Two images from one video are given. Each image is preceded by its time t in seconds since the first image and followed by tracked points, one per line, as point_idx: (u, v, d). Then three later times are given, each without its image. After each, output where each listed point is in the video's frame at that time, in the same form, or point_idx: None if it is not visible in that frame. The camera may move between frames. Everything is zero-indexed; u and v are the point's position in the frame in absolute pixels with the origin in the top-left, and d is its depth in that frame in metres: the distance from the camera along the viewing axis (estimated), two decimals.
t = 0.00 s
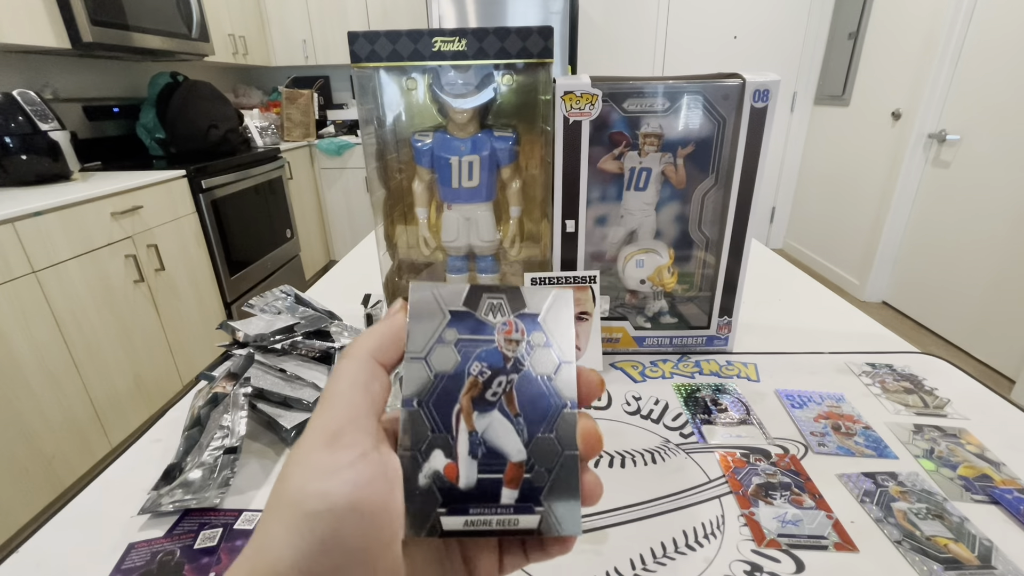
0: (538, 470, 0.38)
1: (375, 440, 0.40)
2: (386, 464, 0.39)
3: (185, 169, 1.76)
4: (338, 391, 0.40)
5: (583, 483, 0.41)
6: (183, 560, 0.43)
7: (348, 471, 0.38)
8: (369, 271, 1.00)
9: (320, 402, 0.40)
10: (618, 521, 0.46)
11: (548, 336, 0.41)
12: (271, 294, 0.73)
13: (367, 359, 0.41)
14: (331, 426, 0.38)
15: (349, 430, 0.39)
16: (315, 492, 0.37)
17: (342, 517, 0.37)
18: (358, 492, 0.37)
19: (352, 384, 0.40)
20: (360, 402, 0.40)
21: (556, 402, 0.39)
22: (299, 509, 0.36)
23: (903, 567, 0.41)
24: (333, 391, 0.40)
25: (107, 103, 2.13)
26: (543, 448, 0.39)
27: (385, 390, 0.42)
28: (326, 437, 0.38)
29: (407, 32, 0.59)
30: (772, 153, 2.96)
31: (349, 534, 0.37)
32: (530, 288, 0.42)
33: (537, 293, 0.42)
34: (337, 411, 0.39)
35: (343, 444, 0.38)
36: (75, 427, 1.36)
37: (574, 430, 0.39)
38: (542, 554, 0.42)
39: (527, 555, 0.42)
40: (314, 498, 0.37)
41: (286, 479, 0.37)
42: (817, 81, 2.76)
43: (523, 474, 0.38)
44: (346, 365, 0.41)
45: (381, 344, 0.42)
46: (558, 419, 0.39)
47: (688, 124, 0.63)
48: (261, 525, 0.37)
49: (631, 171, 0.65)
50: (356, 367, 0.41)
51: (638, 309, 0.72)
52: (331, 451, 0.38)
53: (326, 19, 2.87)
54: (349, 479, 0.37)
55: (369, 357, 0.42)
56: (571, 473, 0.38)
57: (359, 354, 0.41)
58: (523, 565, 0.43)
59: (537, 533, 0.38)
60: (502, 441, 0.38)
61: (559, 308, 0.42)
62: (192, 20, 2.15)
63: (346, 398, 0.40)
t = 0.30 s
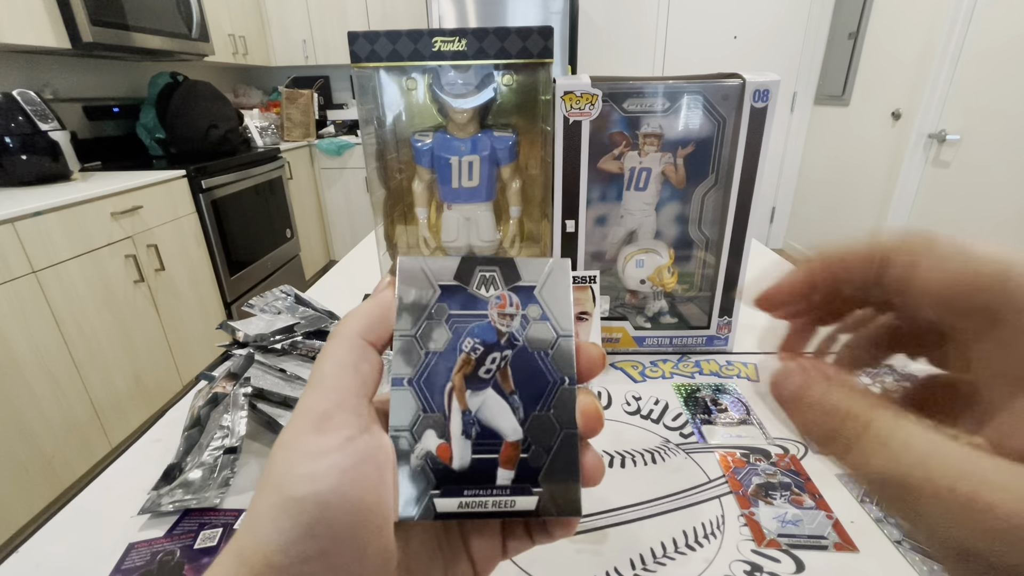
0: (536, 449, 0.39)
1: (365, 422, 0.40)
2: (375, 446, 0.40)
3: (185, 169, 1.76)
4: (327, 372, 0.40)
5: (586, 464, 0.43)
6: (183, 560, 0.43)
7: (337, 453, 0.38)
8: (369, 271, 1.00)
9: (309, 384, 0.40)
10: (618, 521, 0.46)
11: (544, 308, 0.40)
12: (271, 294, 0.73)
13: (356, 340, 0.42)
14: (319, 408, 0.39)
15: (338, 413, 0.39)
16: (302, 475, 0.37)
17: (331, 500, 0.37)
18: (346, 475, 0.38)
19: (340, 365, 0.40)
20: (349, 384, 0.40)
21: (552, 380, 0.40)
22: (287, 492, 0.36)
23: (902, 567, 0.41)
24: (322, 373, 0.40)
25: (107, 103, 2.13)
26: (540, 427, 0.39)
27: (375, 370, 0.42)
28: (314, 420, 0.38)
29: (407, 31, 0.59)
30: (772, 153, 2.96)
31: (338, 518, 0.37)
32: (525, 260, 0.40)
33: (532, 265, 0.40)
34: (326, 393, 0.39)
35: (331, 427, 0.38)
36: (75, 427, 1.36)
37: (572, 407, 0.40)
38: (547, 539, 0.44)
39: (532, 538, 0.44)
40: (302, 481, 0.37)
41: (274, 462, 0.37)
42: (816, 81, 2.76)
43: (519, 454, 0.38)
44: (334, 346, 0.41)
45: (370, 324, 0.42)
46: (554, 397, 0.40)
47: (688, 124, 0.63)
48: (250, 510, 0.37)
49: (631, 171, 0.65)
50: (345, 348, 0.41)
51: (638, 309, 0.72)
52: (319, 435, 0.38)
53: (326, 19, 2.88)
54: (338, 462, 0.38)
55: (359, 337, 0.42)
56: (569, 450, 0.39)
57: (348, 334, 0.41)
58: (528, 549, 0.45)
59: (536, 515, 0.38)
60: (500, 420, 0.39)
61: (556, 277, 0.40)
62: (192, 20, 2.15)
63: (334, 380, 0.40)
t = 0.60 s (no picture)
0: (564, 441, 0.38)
1: (380, 426, 0.40)
2: (391, 451, 0.39)
3: (185, 169, 1.76)
4: (342, 374, 0.40)
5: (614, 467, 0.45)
6: (183, 560, 0.43)
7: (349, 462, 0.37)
8: (369, 271, 1.00)
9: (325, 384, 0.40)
10: (618, 521, 0.46)
11: (571, 292, 0.40)
12: (271, 294, 0.73)
13: (374, 339, 0.41)
14: (333, 413, 0.38)
15: (352, 418, 0.39)
16: (314, 483, 0.37)
17: (345, 509, 0.37)
18: (360, 484, 0.37)
19: (357, 367, 0.40)
20: (365, 387, 0.40)
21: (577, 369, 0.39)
22: (296, 498, 0.36)
23: (902, 566, 0.41)
24: (338, 375, 0.40)
25: (107, 103, 2.13)
26: (566, 416, 0.38)
27: (391, 371, 0.42)
28: (328, 425, 0.38)
29: (407, 31, 0.59)
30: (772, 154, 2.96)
31: (349, 527, 0.37)
32: (550, 244, 0.41)
33: (556, 248, 0.41)
34: (340, 396, 0.39)
35: (345, 433, 0.38)
36: (75, 427, 1.36)
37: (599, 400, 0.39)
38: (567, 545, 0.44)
39: (550, 543, 0.44)
40: (313, 488, 0.36)
41: (285, 466, 0.37)
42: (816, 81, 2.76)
43: (547, 441, 0.37)
44: (351, 347, 0.41)
45: (388, 324, 0.42)
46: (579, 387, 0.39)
47: (688, 124, 0.62)
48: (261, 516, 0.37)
49: (631, 171, 0.64)
50: (361, 349, 0.41)
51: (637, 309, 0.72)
52: (332, 440, 0.38)
53: (325, 20, 2.87)
54: (351, 469, 0.37)
55: (377, 337, 0.41)
56: (597, 444, 0.38)
57: (365, 333, 0.41)
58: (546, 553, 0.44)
59: (564, 516, 0.37)
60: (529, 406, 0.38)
61: (584, 261, 0.41)
62: (192, 20, 2.15)
63: (350, 384, 0.40)
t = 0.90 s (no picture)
0: (583, 467, 0.39)
1: (397, 435, 0.41)
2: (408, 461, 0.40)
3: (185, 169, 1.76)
4: (361, 384, 0.42)
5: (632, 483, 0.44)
6: (182, 560, 0.43)
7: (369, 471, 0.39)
8: (369, 271, 1.00)
9: (343, 394, 0.42)
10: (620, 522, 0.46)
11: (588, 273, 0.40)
12: (271, 294, 0.73)
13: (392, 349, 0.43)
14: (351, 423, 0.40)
15: (370, 428, 0.40)
16: (333, 494, 0.38)
17: (364, 518, 0.38)
18: (379, 493, 0.39)
19: (375, 376, 0.42)
20: (383, 397, 0.41)
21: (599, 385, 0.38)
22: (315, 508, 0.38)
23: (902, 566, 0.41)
24: (357, 386, 0.42)
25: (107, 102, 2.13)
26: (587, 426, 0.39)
27: (408, 380, 0.43)
28: (346, 435, 0.40)
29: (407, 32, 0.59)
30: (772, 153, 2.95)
31: (367, 538, 0.38)
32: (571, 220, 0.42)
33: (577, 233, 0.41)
34: (358, 405, 0.41)
35: (364, 442, 0.40)
36: (74, 427, 1.36)
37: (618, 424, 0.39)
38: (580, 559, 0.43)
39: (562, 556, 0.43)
40: (332, 497, 0.38)
41: (305, 475, 0.39)
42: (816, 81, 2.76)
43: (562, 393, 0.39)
44: (369, 357, 0.42)
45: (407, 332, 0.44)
46: (600, 406, 0.38)
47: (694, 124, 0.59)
48: (277, 523, 0.38)
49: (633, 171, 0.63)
50: (379, 360, 0.42)
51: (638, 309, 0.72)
52: (352, 450, 0.39)
53: (325, 19, 2.88)
54: (370, 478, 0.39)
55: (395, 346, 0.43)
56: (613, 468, 0.39)
57: (383, 343, 0.43)
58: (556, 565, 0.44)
59: (579, 537, 0.38)
60: (541, 418, 0.38)
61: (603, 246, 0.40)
62: (192, 20, 2.15)
63: (368, 394, 0.41)
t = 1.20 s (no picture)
0: (567, 455, 0.39)
1: (374, 426, 0.40)
2: (387, 454, 0.40)
3: (185, 169, 1.76)
4: (335, 372, 0.39)
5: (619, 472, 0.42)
6: (183, 560, 0.43)
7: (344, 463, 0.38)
8: (369, 271, 1.01)
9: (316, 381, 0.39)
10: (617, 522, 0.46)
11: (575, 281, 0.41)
12: (271, 294, 0.73)
13: (369, 336, 0.40)
14: (325, 414, 0.38)
15: (345, 419, 0.39)
16: (306, 487, 0.37)
17: (338, 511, 0.37)
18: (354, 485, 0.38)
19: (351, 364, 0.39)
20: (359, 387, 0.39)
21: (582, 372, 0.40)
22: (288, 502, 0.36)
23: (902, 565, 0.41)
24: (331, 374, 0.39)
25: (107, 103, 2.13)
26: (570, 414, 0.39)
27: (387, 368, 0.41)
28: (320, 425, 0.38)
29: (407, 32, 0.59)
30: (773, 154, 2.96)
31: (342, 531, 0.37)
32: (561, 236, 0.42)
33: (561, 257, 0.41)
34: (333, 394, 0.38)
35: (338, 433, 0.38)
36: (74, 427, 1.36)
37: (603, 413, 0.40)
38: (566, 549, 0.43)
39: (550, 546, 0.43)
40: (304, 491, 0.37)
41: (276, 469, 0.37)
42: (816, 81, 2.76)
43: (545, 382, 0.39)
44: (344, 343, 0.40)
45: (385, 318, 0.41)
46: (583, 393, 0.40)
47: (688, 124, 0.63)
48: (248, 520, 0.36)
49: (631, 171, 0.65)
50: (355, 347, 0.40)
51: (638, 309, 0.72)
52: (325, 441, 0.38)
53: (326, 20, 2.87)
54: (344, 470, 0.38)
55: (372, 332, 0.41)
56: (599, 457, 0.39)
57: (360, 329, 0.40)
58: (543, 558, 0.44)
59: (564, 525, 0.38)
60: (524, 406, 0.39)
61: (588, 265, 0.41)
62: (192, 20, 2.15)
63: (343, 383, 0.39)
